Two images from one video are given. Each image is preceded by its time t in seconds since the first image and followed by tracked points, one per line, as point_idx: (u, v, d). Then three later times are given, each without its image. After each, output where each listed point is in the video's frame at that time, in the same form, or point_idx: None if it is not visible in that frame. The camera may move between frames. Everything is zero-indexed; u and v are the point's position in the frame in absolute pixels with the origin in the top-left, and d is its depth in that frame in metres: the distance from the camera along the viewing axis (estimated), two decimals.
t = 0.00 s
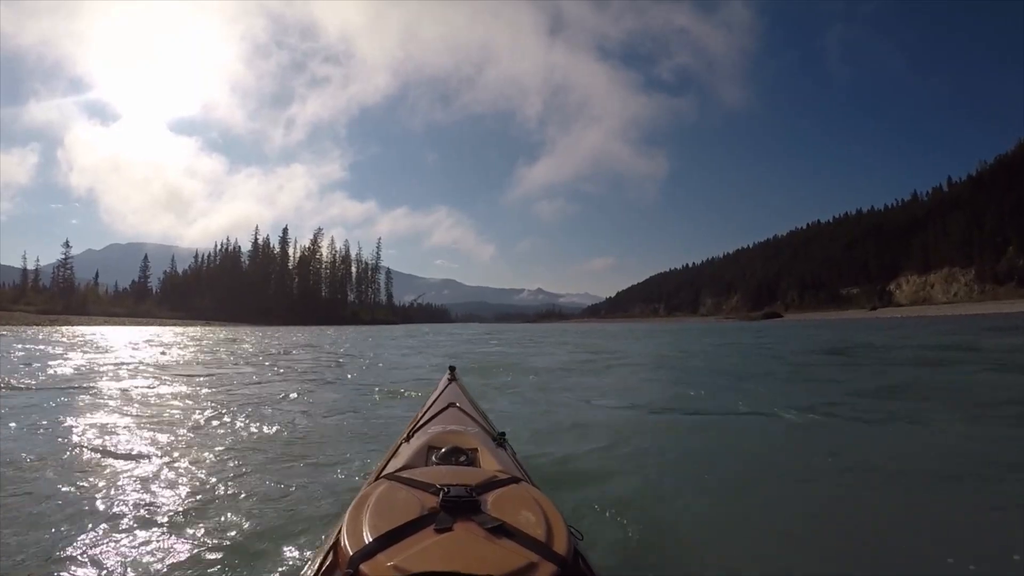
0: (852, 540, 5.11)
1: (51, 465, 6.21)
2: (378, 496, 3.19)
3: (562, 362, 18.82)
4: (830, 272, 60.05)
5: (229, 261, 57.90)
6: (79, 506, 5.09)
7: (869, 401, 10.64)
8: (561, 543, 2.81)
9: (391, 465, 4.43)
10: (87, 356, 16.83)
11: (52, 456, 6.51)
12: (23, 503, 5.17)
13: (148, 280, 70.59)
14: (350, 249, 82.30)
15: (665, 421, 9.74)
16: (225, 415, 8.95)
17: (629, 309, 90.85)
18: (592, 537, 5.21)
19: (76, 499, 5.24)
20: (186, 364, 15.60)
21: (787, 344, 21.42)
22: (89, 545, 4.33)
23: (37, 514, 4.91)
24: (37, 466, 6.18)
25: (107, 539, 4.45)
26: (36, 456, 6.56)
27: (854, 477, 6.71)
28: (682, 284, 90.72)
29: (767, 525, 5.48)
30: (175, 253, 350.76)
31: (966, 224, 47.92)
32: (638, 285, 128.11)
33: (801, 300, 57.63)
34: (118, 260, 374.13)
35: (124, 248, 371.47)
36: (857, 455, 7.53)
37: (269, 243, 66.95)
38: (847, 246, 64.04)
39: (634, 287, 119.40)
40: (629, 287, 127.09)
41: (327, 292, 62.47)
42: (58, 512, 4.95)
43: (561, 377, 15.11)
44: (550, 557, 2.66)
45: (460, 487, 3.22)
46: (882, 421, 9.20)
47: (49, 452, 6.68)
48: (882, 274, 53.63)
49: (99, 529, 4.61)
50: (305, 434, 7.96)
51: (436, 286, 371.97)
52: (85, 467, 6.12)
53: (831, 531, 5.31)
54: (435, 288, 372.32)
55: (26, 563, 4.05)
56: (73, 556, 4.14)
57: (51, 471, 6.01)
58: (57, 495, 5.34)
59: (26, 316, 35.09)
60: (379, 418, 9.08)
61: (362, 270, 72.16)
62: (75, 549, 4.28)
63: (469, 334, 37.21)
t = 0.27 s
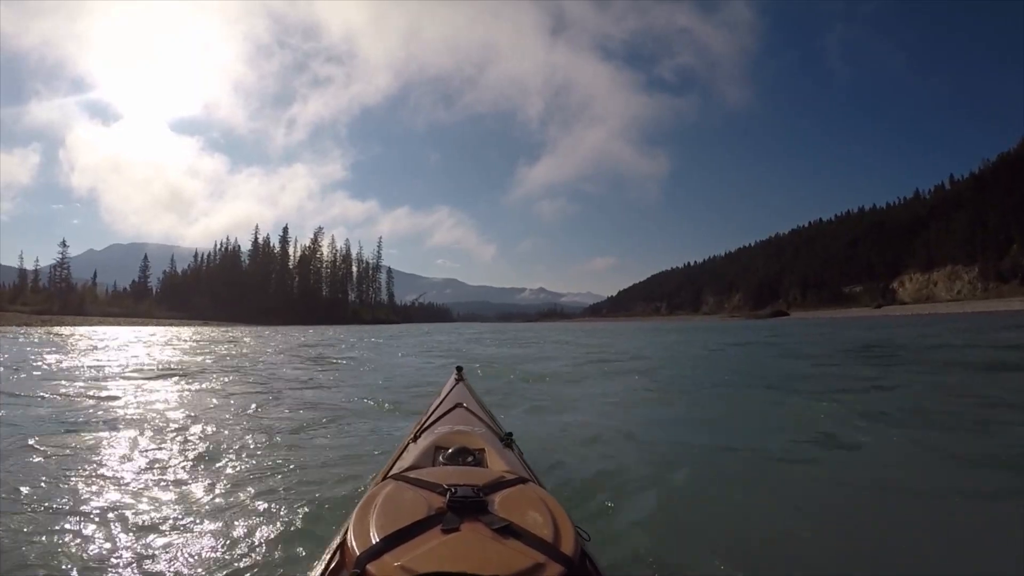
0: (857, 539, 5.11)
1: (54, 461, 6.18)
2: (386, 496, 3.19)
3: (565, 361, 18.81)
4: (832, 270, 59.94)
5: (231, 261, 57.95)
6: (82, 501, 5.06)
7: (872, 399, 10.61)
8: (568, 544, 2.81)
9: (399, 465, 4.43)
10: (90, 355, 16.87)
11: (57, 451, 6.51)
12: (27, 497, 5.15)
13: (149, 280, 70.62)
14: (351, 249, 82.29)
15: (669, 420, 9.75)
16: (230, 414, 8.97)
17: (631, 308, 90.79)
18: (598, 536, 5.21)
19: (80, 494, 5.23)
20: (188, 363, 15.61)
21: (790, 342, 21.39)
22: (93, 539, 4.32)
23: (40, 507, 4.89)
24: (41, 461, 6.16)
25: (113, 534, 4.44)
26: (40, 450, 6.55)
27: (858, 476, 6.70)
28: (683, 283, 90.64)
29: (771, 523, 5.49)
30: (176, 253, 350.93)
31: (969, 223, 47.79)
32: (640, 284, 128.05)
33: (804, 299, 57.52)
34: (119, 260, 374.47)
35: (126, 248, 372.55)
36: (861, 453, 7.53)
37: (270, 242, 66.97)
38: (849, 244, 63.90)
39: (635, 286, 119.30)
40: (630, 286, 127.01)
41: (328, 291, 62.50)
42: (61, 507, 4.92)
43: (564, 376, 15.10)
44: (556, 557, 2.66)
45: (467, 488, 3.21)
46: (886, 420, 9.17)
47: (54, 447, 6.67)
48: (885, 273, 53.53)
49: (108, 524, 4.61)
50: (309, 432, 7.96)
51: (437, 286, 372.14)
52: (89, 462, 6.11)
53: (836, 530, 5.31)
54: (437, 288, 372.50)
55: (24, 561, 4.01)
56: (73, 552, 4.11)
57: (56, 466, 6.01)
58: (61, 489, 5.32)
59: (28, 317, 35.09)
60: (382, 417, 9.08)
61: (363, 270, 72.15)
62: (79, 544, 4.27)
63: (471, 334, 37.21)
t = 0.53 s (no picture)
0: (859, 539, 5.11)
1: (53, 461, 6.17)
2: (389, 494, 3.19)
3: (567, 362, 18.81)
4: (834, 270, 59.89)
5: (232, 262, 57.96)
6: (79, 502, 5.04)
7: (875, 400, 10.60)
8: (571, 544, 2.80)
9: (402, 464, 4.44)
10: (92, 355, 16.87)
11: (55, 452, 6.49)
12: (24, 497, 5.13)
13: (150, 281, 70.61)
14: (352, 250, 82.29)
15: (672, 420, 9.73)
16: (234, 413, 8.98)
17: (632, 309, 90.69)
18: (601, 535, 5.21)
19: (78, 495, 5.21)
20: (190, 363, 15.61)
21: (792, 343, 21.38)
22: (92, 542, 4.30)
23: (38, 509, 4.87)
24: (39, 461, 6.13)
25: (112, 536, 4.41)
26: (38, 451, 6.53)
27: (861, 476, 6.70)
28: (684, 283, 90.59)
29: (774, 523, 5.48)
30: (176, 254, 350.77)
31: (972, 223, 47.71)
32: (641, 285, 127.96)
33: (806, 299, 57.47)
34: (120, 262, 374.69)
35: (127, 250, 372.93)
36: (864, 454, 7.53)
37: (271, 243, 66.97)
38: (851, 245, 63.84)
39: (635, 287, 119.23)
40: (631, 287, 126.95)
41: (328, 292, 62.49)
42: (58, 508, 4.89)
43: (566, 377, 15.08)
44: (559, 557, 2.66)
45: (471, 487, 3.21)
46: (889, 420, 9.16)
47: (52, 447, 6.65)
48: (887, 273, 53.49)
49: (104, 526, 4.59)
50: (313, 432, 7.96)
51: (438, 286, 371.96)
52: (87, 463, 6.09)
53: (837, 530, 5.31)
54: (438, 289, 372.38)
55: (25, 562, 4.00)
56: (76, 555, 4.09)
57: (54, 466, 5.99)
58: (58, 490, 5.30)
59: (28, 318, 35.03)
60: (386, 417, 9.08)
61: (364, 271, 72.16)
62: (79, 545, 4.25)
63: (472, 335, 37.20)
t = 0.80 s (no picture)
0: (862, 539, 5.13)
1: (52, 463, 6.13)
2: (398, 498, 3.19)
3: (569, 362, 18.82)
4: (836, 271, 59.87)
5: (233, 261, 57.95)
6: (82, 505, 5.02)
7: (879, 401, 10.60)
8: (580, 542, 2.81)
9: (410, 466, 4.44)
10: (95, 355, 16.87)
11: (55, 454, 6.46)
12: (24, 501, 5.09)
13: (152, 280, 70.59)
14: (353, 249, 82.29)
15: (676, 421, 9.74)
16: (239, 414, 9.00)
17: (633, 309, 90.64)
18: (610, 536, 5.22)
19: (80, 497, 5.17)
20: (193, 363, 15.60)
21: (794, 343, 21.38)
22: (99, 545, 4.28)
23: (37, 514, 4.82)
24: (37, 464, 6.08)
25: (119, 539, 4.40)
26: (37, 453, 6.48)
27: (864, 477, 6.72)
28: (685, 283, 90.59)
29: (779, 523, 5.50)
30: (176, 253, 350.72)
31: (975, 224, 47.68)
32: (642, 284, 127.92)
33: (808, 300, 57.45)
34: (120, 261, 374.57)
35: (128, 248, 373.00)
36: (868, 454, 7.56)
37: (271, 242, 66.94)
38: (853, 245, 63.82)
39: (636, 287, 119.18)
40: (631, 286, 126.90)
41: (329, 291, 62.47)
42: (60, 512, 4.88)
43: (568, 377, 15.07)
44: (570, 556, 2.65)
45: (479, 489, 3.21)
46: (893, 421, 9.16)
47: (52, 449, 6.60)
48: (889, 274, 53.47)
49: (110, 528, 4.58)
50: (318, 433, 7.97)
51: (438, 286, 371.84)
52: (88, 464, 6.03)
53: (842, 530, 5.32)
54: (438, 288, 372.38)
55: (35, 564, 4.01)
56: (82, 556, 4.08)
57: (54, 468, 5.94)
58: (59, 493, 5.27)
59: (29, 317, 34.99)
60: (390, 418, 9.09)
61: (364, 270, 72.12)
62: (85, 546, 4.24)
63: (473, 334, 37.20)
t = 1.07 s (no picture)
0: (871, 540, 5.13)
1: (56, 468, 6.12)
2: (411, 502, 3.20)
3: (573, 363, 18.81)
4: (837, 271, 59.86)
5: (233, 262, 57.92)
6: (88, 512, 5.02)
7: (883, 401, 10.60)
8: (595, 539, 2.81)
9: (422, 469, 4.46)
10: (98, 356, 16.86)
11: (60, 458, 6.45)
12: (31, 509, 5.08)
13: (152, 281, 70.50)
14: (354, 250, 82.24)
15: (681, 421, 9.75)
16: (246, 416, 9.01)
17: (633, 311, 90.59)
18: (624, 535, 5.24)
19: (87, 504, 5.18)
20: (197, 364, 15.61)
21: (796, 344, 21.39)
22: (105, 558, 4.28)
23: (42, 522, 4.81)
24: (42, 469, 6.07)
25: (124, 551, 4.40)
26: (43, 457, 6.48)
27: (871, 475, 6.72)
28: (686, 284, 90.58)
29: (786, 524, 5.51)
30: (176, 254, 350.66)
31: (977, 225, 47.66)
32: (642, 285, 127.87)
33: (810, 301, 57.42)
34: (120, 262, 374.56)
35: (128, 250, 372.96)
36: (873, 453, 7.56)
37: (272, 242, 66.91)
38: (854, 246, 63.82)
39: (636, 288, 119.08)
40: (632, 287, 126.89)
41: (329, 292, 62.45)
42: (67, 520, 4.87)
43: (571, 378, 15.07)
44: (585, 553, 2.66)
45: (492, 489, 3.21)
46: (898, 421, 9.16)
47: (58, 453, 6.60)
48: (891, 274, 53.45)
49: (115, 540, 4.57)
50: (325, 435, 7.98)
51: (438, 287, 371.96)
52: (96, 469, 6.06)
53: (850, 531, 5.32)
54: (439, 289, 372.29)
55: None
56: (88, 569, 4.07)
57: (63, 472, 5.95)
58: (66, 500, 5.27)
59: (29, 318, 35.00)
60: (396, 419, 9.10)
61: (364, 271, 72.13)
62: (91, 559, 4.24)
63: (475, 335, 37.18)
